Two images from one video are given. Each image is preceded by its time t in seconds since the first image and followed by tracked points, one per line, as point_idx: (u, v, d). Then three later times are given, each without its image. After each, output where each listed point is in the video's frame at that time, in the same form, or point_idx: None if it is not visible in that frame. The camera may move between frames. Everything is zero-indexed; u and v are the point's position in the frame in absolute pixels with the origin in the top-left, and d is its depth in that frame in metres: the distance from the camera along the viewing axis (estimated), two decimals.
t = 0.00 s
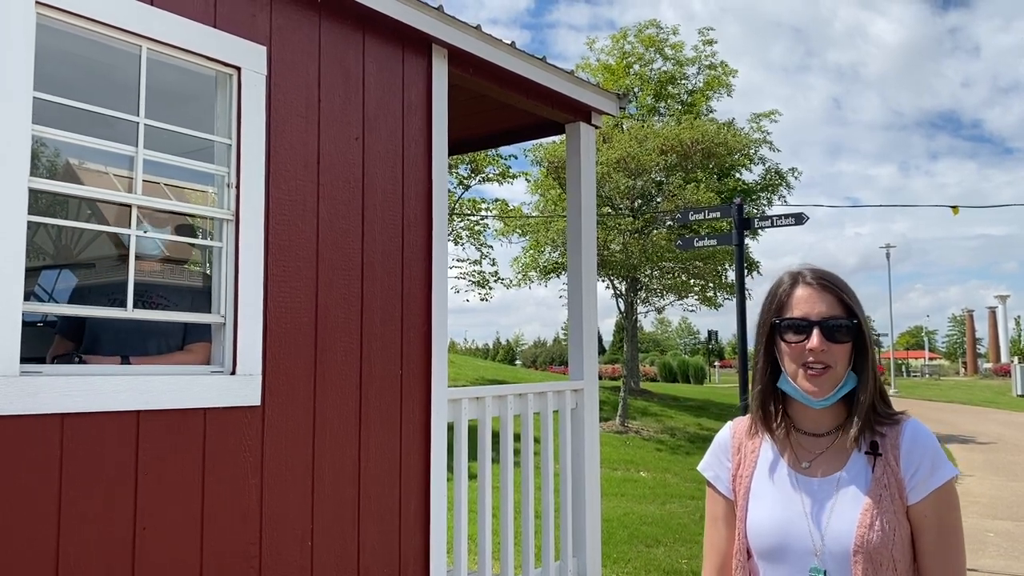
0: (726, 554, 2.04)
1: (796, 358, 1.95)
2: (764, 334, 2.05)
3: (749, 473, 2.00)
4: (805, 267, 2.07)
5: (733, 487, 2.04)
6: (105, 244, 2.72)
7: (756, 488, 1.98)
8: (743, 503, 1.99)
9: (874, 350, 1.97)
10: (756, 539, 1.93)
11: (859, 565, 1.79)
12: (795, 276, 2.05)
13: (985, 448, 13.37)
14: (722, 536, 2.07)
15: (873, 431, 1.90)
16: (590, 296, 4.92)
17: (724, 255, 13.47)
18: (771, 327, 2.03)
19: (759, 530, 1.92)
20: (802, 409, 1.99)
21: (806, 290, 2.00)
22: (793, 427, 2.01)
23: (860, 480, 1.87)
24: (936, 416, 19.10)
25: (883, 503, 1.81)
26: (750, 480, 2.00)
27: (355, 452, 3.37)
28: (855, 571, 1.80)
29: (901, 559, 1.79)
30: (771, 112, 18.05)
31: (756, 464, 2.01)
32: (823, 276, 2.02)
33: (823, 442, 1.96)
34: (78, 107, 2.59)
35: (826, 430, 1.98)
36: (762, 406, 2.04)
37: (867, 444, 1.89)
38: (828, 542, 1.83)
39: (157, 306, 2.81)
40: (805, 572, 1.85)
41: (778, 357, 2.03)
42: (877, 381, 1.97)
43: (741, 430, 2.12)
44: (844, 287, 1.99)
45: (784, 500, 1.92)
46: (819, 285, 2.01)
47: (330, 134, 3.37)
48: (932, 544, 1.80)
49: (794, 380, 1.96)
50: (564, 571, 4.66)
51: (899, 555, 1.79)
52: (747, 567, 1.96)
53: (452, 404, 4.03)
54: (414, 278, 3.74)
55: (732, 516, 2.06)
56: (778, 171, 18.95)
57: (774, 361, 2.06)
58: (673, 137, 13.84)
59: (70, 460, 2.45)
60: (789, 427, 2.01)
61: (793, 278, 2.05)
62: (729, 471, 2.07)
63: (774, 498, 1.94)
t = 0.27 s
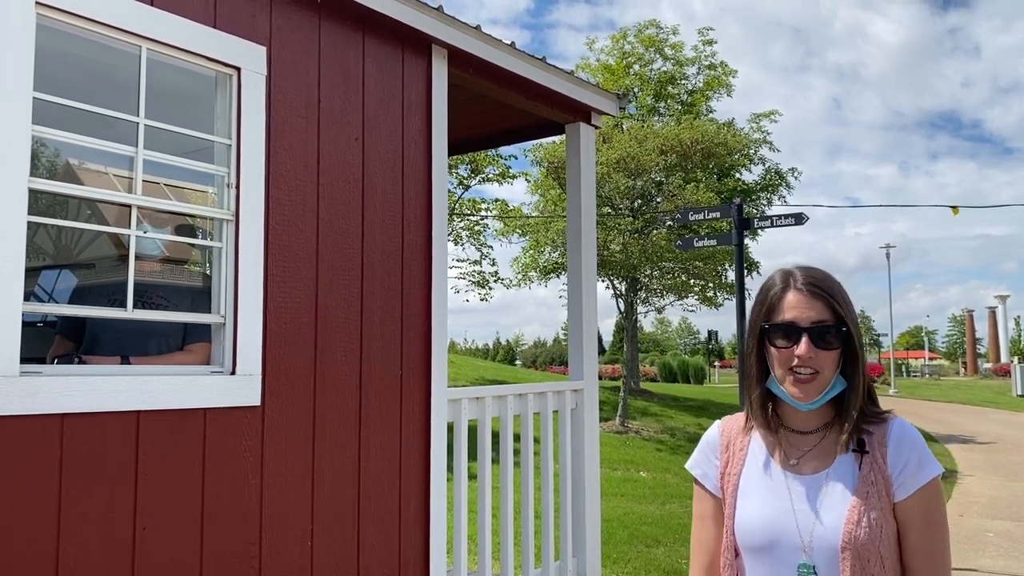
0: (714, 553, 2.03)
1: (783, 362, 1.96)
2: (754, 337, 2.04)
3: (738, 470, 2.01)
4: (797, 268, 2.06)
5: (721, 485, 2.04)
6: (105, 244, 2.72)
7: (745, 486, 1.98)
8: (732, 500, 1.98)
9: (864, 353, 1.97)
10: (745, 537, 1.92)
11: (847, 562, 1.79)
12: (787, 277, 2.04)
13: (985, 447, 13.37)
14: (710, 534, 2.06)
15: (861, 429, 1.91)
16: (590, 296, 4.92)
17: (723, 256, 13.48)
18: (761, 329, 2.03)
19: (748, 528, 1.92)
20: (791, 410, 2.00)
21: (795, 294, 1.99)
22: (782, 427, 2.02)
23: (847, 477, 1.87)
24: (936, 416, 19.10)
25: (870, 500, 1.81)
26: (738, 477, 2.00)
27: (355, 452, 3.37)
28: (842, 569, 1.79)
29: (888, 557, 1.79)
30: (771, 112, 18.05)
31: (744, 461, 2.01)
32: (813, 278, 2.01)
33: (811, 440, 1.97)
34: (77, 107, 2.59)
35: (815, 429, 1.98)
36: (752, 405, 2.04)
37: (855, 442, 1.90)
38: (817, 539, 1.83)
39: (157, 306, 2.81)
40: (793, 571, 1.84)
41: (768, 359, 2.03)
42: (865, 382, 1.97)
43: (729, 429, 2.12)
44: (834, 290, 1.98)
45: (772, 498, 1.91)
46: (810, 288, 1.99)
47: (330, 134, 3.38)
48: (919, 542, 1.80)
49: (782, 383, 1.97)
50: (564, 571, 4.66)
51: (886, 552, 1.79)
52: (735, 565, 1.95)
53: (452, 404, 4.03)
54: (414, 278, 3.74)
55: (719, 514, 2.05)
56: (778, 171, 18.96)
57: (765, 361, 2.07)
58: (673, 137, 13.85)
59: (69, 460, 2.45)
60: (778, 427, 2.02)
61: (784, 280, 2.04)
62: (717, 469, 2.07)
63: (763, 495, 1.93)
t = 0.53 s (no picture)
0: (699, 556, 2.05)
1: (768, 360, 1.96)
2: (739, 336, 2.04)
3: (724, 471, 2.00)
4: (782, 268, 2.06)
5: (707, 487, 2.03)
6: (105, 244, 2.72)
7: (731, 488, 1.97)
8: (718, 502, 1.98)
9: (848, 353, 1.97)
10: (732, 538, 1.92)
11: (835, 563, 1.79)
12: (771, 278, 2.04)
13: (985, 448, 13.35)
14: (695, 536, 2.07)
15: (846, 429, 1.91)
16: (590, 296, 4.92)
17: (723, 256, 13.48)
18: (746, 329, 2.03)
19: (735, 530, 1.92)
20: (776, 410, 2.00)
21: (780, 293, 1.99)
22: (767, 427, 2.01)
23: (834, 478, 1.87)
24: (937, 416, 19.09)
25: (857, 501, 1.82)
26: (725, 478, 1.99)
27: (354, 452, 3.37)
28: (830, 569, 1.80)
29: (875, 557, 1.80)
30: (771, 112, 18.05)
31: (731, 463, 2.01)
32: (798, 278, 2.02)
33: (796, 441, 1.97)
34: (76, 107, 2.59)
35: (800, 429, 1.98)
36: (737, 405, 2.04)
37: (841, 443, 1.90)
38: (804, 540, 1.83)
39: (157, 306, 2.82)
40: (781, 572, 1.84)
41: (753, 359, 2.03)
42: (850, 382, 1.97)
43: (715, 430, 2.11)
44: (818, 290, 1.98)
45: (760, 499, 1.91)
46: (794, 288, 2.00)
47: (330, 134, 3.38)
48: (905, 541, 1.81)
49: (768, 382, 1.96)
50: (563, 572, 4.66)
51: (872, 552, 1.79)
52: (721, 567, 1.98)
53: (452, 404, 4.03)
54: (414, 278, 3.75)
55: (705, 516, 2.05)
56: (778, 171, 18.95)
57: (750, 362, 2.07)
58: (673, 137, 13.85)
59: (69, 460, 2.45)
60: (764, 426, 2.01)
61: (770, 279, 2.04)
62: (703, 471, 2.06)
63: (750, 496, 1.93)
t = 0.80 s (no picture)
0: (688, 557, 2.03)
1: (757, 361, 1.95)
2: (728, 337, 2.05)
3: (713, 473, 1.99)
4: (771, 269, 2.07)
5: (697, 488, 2.03)
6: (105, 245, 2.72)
7: (721, 489, 1.97)
8: (708, 504, 1.97)
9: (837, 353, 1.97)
10: (722, 539, 1.91)
11: (825, 563, 1.79)
12: (760, 278, 2.05)
13: (985, 448, 13.35)
14: (684, 537, 2.05)
15: (837, 430, 1.91)
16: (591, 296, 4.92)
17: (724, 256, 13.47)
18: (735, 330, 2.04)
19: (725, 531, 1.91)
20: (767, 409, 2.00)
21: (768, 293, 2.00)
22: (757, 428, 2.01)
23: (824, 479, 1.87)
24: (937, 417, 19.09)
25: (847, 501, 1.82)
26: (715, 480, 1.98)
27: (354, 452, 3.37)
28: (821, 569, 1.79)
29: (864, 557, 1.80)
30: (771, 112, 18.04)
31: (720, 464, 2.00)
32: (786, 279, 2.02)
33: (787, 442, 1.97)
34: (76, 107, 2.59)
35: (790, 430, 1.98)
36: (725, 406, 2.04)
37: (831, 444, 1.90)
38: (794, 540, 1.83)
39: (157, 306, 2.82)
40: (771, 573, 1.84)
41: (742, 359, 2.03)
42: (839, 381, 1.97)
43: (704, 430, 2.11)
44: (806, 290, 1.99)
45: (750, 500, 1.91)
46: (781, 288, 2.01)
47: (330, 134, 3.38)
48: (893, 541, 1.82)
49: (758, 383, 1.96)
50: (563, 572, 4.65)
51: (862, 552, 1.79)
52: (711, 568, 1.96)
53: (452, 404, 4.03)
54: (414, 278, 3.74)
55: (695, 518, 2.04)
56: (778, 171, 18.95)
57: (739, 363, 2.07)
58: (673, 137, 13.84)
59: (70, 460, 2.45)
60: (753, 427, 2.01)
61: (758, 280, 2.05)
62: (693, 471, 2.06)
63: (739, 497, 1.93)
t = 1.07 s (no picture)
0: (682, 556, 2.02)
1: (757, 354, 1.94)
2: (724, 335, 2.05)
3: (709, 473, 1.99)
4: (764, 270, 2.09)
5: (692, 488, 2.02)
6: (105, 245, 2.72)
7: (716, 489, 1.96)
8: (703, 504, 1.97)
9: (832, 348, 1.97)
10: (716, 540, 1.91)
11: (820, 564, 1.80)
12: (753, 277, 2.06)
13: (985, 448, 13.35)
14: (676, 537, 2.04)
15: (834, 430, 1.91)
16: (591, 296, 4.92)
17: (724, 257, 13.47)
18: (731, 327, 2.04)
19: (719, 531, 1.91)
20: (765, 408, 1.99)
21: (763, 288, 2.01)
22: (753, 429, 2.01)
23: (820, 480, 1.87)
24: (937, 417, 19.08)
25: (843, 503, 1.82)
26: (710, 480, 1.98)
27: (354, 452, 3.37)
28: (816, 570, 1.80)
29: (860, 558, 1.81)
30: (771, 113, 18.04)
31: (715, 464, 1.99)
32: (779, 276, 2.05)
33: (784, 442, 1.97)
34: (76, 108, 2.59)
35: (786, 430, 1.98)
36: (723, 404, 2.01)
37: (831, 444, 1.90)
38: (790, 541, 1.83)
39: (157, 306, 2.81)
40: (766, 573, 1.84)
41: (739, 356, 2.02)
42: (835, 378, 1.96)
43: (699, 430, 2.11)
44: (799, 285, 2.01)
45: (745, 500, 1.91)
46: (775, 285, 2.02)
47: (330, 135, 3.38)
48: (889, 543, 1.82)
49: (757, 378, 1.94)
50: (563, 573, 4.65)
51: (857, 554, 1.80)
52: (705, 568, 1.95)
53: (453, 405, 4.03)
54: (414, 278, 3.74)
55: (689, 517, 2.03)
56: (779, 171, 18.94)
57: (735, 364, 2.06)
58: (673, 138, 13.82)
59: (70, 460, 2.45)
60: (750, 428, 2.01)
61: (751, 278, 2.06)
62: (688, 472, 2.05)
63: (735, 498, 1.92)
